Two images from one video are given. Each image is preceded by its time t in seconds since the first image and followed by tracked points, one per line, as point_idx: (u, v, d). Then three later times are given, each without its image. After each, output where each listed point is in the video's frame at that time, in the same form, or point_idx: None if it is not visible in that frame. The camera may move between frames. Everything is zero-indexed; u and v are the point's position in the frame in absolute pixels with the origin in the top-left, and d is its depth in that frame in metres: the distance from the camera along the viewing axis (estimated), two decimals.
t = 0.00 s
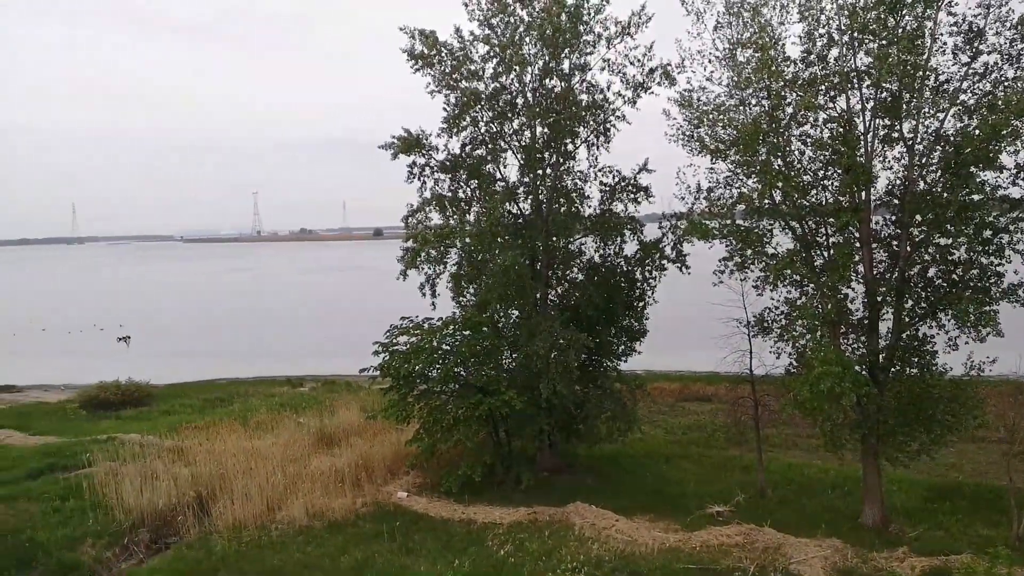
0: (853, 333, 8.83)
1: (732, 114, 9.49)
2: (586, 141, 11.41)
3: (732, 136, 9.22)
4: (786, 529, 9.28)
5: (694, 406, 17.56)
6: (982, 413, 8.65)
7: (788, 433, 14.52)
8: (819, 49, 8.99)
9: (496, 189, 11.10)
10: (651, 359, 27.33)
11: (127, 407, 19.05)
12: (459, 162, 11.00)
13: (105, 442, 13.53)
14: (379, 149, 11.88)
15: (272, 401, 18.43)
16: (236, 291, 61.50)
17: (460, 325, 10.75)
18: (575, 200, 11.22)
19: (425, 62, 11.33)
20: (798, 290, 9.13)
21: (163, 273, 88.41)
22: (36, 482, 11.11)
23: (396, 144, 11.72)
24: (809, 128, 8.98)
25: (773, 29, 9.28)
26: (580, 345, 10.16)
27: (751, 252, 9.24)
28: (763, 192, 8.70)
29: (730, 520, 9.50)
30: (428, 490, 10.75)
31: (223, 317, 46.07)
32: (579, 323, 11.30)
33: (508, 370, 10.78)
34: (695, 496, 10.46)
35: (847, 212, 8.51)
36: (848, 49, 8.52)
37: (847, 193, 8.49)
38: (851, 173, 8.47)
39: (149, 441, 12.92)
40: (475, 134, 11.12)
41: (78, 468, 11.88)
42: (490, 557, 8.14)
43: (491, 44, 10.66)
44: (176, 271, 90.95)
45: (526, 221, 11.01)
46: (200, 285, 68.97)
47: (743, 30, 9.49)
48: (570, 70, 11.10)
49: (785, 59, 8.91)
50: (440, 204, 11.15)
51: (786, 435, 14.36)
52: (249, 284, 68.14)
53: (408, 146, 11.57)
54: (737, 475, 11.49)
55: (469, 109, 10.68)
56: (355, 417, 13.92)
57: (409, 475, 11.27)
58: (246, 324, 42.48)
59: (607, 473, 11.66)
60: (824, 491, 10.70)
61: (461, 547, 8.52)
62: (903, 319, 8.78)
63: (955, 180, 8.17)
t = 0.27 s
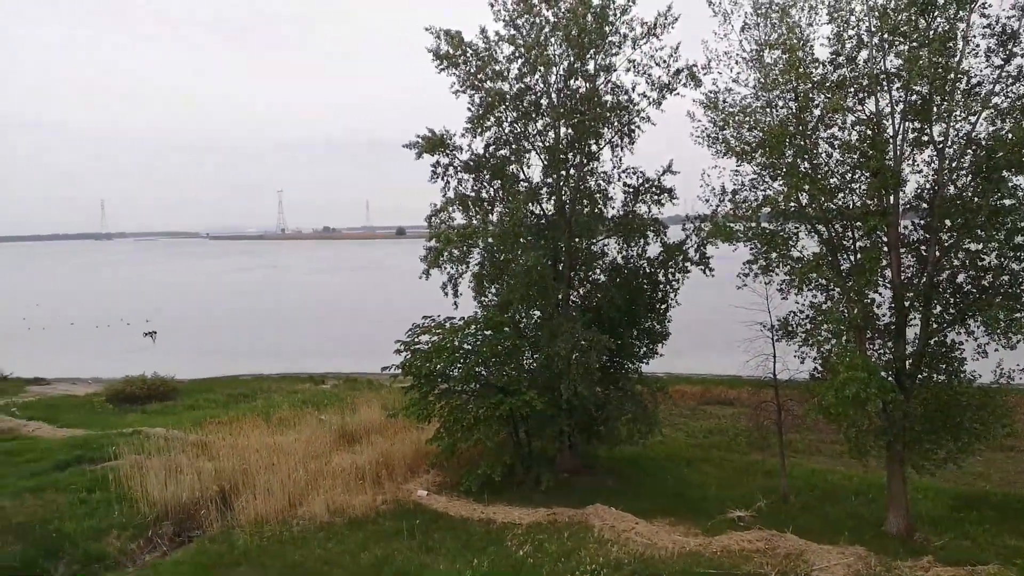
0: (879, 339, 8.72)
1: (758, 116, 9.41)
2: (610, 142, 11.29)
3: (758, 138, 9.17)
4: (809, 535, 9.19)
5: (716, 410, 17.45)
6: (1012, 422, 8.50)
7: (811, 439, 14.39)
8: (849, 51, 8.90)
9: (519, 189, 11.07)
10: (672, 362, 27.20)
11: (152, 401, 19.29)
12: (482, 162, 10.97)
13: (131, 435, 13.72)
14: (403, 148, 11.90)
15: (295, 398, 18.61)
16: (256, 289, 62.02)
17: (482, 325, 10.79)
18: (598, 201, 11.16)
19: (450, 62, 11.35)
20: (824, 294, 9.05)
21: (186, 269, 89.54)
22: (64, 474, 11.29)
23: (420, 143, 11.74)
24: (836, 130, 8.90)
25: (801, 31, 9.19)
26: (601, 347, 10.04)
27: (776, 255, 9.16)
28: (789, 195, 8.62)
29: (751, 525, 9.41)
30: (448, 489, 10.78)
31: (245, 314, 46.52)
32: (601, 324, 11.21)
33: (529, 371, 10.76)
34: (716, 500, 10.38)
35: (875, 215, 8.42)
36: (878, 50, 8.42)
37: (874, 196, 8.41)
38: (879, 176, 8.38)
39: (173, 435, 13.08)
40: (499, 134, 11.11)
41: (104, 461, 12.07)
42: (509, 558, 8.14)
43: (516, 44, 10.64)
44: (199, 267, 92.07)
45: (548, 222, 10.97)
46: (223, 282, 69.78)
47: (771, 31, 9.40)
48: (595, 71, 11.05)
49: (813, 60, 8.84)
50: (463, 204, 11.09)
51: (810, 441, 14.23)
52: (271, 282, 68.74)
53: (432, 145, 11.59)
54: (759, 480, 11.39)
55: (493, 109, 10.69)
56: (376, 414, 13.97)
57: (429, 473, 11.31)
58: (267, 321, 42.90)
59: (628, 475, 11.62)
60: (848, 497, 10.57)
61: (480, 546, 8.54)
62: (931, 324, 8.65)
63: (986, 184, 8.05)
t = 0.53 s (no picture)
0: (901, 342, 8.61)
1: (780, 117, 9.35)
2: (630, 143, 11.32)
3: (779, 139, 9.11)
4: (828, 540, 9.11)
5: (734, 412, 17.37)
6: None
7: (831, 443, 14.28)
8: (872, 51, 8.83)
9: (537, 189, 11.00)
10: (689, 364, 27.09)
11: (172, 397, 19.49)
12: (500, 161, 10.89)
13: (151, 430, 13.88)
14: (422, 148, 11.86)
15: (313, 395, 18.75)
16: (274, 287, 62.53)
17: (499, 325, 10.72)
18: (617, 202, 11.09)
19: (470, 61, 11.32)
20: (845, 297, 8.95)
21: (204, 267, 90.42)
22: (86, 468, 11.44)
23: (440, 143, 11.73)
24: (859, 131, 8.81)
25: (824, 31, 9.12)
26: (618, 346, 10.03)
27: (797, 258, 9.09)
28: (810, 197, 8.55)
29: (769, 529, 9.35)
30: (464, 488, 10.81)
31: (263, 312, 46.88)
32: (618, 325, 11.15)
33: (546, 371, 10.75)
34: (733, 503, 10.31)
35: (898, 217, 8.33)
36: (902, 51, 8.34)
37: (897, 198, 8.32)
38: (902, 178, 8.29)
39: (193, 431, 13.21)
40: (518, 134, 11.08)
41: (125, 456, 12.21)
42: (525, 558, 8.13)
43: (536, 43, 10.58)
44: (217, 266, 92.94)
45: (567, 221, 11.01)
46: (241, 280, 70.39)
47: (793, 31, 9.34)
48: (615, 71, 10.97)
49: (835, 61, 8.78)
50: (481, 203, 11.08)
51: (830, 445, 14.13)
52: (288, 281, 69.19)
53: (451, 145, 11.55)
54: (777, 483, 11.31)
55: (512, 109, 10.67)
56: (393, 413, 14.03)
57: (446, 472, 11.34)
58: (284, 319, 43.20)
59: (645, 476, 11.59)
60: (868, 502, 10.47)
61: (496, 546, 8.54)
62: (954, 328, 8.55)
63: (1012, 185, 7.95)
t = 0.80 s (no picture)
0: (928, 344, 8.47)
1: (805, 116, 9.26)
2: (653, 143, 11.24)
3: (805, 138, 9.00)
4: (852, 544, 9.01)
5: (756, 414, 17.24)
6: None
7: (855, 447, 14.11)
8: (899, 49, 8.73)
9: (558, 189, 10.90)
10: (710, 366, 26.92)
11: (197, 394, 19.72)
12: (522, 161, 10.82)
13: (176, 427, 14.06)
14: (445, 147, 11.78)
15: (335, 394, 18.87)
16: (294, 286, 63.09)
17: (521, 324, 10.76)
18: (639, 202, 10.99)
19: (493, 61, 11.21)
20: (871, 298, 8.80)
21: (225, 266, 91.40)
22: (112, 463, 11.60)
23: (462, 142, 11.63)
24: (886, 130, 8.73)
25: (850, 29, 9.03)
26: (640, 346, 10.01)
27: (822, 258, 9.01)
28: (835, 197, 8.47)
29: (792, 532, 9.26)
30: (484, 487, 10.82)
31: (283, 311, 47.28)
32: (640, 326, 11.07)
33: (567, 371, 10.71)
34: (755, 505, 10.23)
35: (926, 218, 8.21)
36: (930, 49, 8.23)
37: (925, 197, 8.19)
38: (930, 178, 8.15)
39: (217, 428, 13.35)
40: (540, 133, 11.01)
41: (150, 452, 12.37)
42: (546, 558, 8.12)
43: (559, 42, 10.47)
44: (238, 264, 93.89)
45: (590, 222, 10.83)
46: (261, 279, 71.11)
47: (819, 29, 9.24)
48: (638, 70, 10.84)
49: (862, 59, 8.70)
50: (503, 203, 11.03)
51: (854, 448, 13.98)
52: (308, 280, 69.69)
53: (473, 144, 11.43)
54: (800, 486, 11.21)
55: (533, 109, 10.61)
56: (415, 411, 14.09)
57: (466, 471, 11.37)
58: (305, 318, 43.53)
59: (666, 477, 11.53)
60: (893, 506, 10.34)
61: (516, 545, 8.54)
62: (983, 330, 8.45)
63: None
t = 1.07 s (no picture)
0: (952, 347, 8.35)
1: (827, 116, 9.18)
2: (672, 144, 10.96)
3: (827, 138, 8.93)
4: (874, 547, 8.92)
5: (777, 416, 17.11)
6: None
7: (877, 450, 13.96)
8: (923, 48, 8.64)
9: (577, 189, 10.85)
10: (729, 368, 26.76)
11: (217, 393, 19.92)
12: (540, 162, 10.81)
13: (198, 425, 14.20)
14: (465, 148, 11.85)
15: (354, 393, 18.98)
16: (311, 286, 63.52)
17: (539, 324, 10.80)
18: (658, 202, 10.91)
19: (512, 62, 11.20)
20: (895, 300, 8.71)
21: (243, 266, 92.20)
22: (135, 461, 11.75)
23: (480, 143, 11.64)
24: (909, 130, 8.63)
25: (873, 28, 8.95)
26: (659, 347, 9.87)
27: (843, 259, 9.00)
28: (857, 198, 8.42)
29: (814, 535, 9.19)
30: (502, 487, 10.83)
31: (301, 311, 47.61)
32: (659, 327, 11.01)
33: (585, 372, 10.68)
34: (776, 508, 10.15)
35: (950, 219, 8.09)
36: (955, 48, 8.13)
37: (950, 198, 8.07)
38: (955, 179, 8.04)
39: (237, 426, 13.47)
40: (558, 133, 10.94)
41: (172, 450, 12.50)
42: (564, 558, 8.11)
43: (578, 43, 10.44)
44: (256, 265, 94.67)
45: (609, 223, 10.74)
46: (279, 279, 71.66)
47: (841, 28, 9.16)
48: (657, 70, 10.79)
49: (884, 59, 8.67)
50: (522, 204, 10.95)
51: (876, 451, 13.83)
52: (325, 280, 70.16)
53: (492, 145, 11.46)
54: (821, 489, 11.11)
55: (552, 109, 10.56)
56: (433, 411, 14.14)
57: (484, 471, 11.39)
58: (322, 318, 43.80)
59: (686, 479, 11.47)
60: (917, 510, 10.22)
61: (534, 546, 8.54)
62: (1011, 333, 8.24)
63: None
